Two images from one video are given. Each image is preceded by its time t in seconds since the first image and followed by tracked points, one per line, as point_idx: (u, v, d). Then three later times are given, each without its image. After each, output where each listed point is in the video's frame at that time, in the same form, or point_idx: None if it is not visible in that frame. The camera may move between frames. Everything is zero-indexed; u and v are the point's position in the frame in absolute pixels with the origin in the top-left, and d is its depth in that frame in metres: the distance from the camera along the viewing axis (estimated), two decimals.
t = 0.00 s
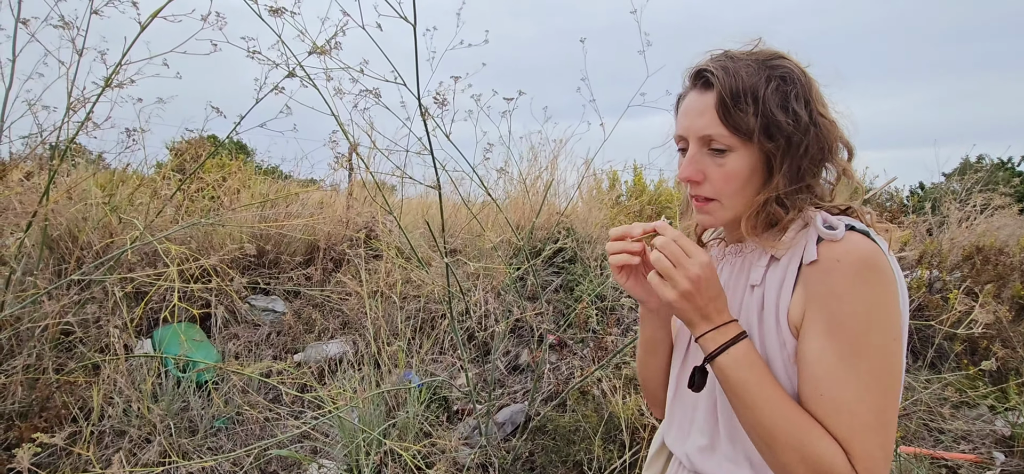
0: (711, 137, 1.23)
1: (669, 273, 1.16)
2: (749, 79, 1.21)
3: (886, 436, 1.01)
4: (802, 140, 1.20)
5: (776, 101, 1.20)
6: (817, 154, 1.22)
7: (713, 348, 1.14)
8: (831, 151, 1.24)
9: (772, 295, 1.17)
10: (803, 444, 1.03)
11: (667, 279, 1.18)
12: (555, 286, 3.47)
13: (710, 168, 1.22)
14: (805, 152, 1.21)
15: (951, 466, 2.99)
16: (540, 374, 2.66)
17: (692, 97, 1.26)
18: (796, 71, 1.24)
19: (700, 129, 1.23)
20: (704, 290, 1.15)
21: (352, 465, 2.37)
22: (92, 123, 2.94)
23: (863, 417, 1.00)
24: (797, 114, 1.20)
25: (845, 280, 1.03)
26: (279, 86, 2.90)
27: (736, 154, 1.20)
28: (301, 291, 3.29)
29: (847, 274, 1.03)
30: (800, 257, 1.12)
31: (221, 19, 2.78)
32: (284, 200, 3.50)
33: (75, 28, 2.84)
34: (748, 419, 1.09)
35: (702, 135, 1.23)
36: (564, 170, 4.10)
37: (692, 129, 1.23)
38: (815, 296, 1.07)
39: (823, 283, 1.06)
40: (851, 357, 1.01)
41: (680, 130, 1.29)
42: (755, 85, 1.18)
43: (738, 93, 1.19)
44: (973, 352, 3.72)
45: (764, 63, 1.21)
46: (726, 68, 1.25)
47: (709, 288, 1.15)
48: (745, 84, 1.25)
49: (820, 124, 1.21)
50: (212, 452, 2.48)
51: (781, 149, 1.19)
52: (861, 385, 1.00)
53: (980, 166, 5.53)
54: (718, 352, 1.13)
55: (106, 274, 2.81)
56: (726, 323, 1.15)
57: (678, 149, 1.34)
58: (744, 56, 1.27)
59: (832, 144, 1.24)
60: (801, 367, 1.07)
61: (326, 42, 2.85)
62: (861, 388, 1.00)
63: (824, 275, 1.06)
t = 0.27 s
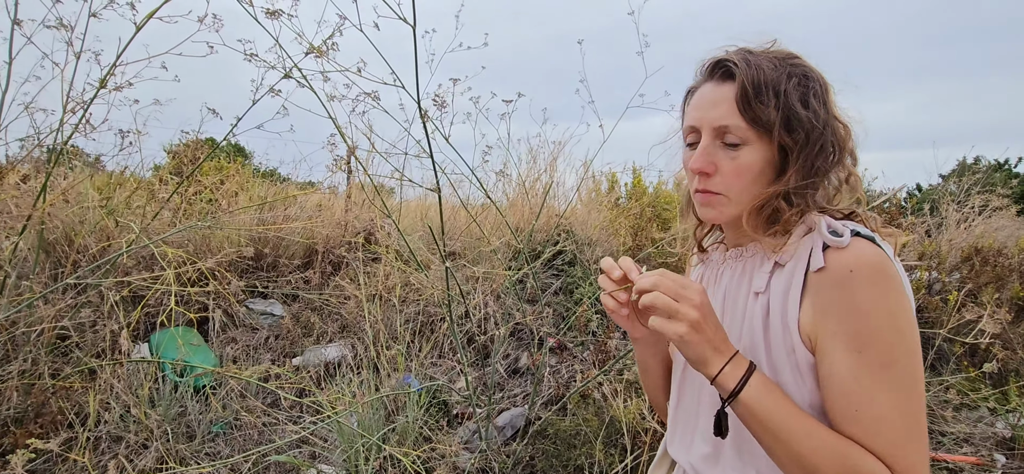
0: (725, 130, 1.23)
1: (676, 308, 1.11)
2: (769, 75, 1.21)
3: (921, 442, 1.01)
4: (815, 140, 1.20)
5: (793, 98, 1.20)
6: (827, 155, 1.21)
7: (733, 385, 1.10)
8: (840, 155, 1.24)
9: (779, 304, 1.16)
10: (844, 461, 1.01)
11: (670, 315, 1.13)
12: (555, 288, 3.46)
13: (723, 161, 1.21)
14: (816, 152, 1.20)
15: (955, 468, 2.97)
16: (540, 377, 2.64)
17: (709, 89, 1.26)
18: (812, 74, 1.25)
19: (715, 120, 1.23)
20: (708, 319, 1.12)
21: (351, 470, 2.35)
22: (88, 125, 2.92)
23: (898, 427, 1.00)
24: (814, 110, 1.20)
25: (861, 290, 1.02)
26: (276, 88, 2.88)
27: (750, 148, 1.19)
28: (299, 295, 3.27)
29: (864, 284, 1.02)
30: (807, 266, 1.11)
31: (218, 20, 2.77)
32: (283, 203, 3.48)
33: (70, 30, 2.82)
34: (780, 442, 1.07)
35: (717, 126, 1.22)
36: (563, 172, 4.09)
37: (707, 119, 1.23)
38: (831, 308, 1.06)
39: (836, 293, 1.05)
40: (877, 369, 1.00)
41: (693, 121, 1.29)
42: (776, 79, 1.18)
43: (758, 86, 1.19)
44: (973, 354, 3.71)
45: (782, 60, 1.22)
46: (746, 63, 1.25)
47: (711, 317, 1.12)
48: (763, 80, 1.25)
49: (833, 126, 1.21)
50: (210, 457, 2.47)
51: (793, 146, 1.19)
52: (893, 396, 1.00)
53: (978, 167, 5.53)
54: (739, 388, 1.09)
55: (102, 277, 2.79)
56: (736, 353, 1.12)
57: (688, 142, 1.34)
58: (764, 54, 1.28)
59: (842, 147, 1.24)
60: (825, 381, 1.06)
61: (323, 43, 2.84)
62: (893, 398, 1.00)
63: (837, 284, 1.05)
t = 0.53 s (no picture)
0: (749, 126, 1.23)
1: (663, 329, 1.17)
2: (790, 74, 1.23)
3: (938, 440, 1.02)
4: (833, 141, 1.23)
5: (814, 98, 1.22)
6: (844, 156, 1.24)
7: (738, 401, 1.11)
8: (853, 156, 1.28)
9: (785, 305, 1.16)
10: (863, 464, 1.03)
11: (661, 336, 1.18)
12: (553, 290, 3.46)
13: (747, 158, 1.20)
14: (835, 152, 1.23)
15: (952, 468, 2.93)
16: (539, 379, 2.63)
17: (730, 84, 1.25)
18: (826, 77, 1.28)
19: (741, 115, 1.22)
20: (699, 336, 1.14)
21: None
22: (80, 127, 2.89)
23: (916, 426, 1.01)
24: (835, 114, 1.24)
25: (867, 291, 1.03)
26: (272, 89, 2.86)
27: (776, 145, 1.19)
28: (295, 297, 3.24)
29: (871, 286, 1.02)
30: (811, 267, 1.12)
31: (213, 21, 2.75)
32: (278, 205, 3.46)
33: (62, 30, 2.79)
34: (793, 448, 1.08)
35: (741, 122, 1.22)
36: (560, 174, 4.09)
37: (735, 113, 1.22)
38: (839, 311, 1.07)
39: (842, 295, 1.06)
40: (889, 370, 1.01)
41: (713, 114, 1.26)
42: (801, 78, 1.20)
43: (784, 84, 1.20)
44: (968, 354, 3.73)
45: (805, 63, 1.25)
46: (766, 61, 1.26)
47: (702, 333, 1.15)
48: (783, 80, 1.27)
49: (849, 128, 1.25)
50: (205, 463, 2.44)
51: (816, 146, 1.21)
52: (907, 396, 1.01)
53: (970, 168, 5.57)
54: (745, 403, 1.10)
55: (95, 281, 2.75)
56: (736, 371, 1.12)
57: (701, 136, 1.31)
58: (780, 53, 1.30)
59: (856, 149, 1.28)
60: (838, 384, 1.07)
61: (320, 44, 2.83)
62: (907, 398, 1.01)
63: (843, 286, 1.06)
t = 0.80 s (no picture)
0: (760, 126, 1.25)
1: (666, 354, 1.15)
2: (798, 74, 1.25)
3: (955, 436, 1.02)
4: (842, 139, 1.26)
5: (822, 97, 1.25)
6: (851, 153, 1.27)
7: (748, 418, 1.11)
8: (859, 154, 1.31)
9: (792, 305, 1.17)
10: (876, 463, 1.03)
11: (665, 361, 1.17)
12: (549, 290, 3.45)
13: (760, 159, 1.22)
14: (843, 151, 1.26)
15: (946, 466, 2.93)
16: (536, 380, 2.62)
17: (740, 84, 1.26)
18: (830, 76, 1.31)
19: (753, 115, 1.24)
20: (703, 358, 1.13)
21: None
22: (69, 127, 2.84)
23: (931, 425, 1.01)
24: (844, 112, 1.27)
25: (876, 291, 1.03)
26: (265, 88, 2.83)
27: (788, 144, 1.21)
28: (289, 299, 3.21)
29: (879, 286, 1.02)
30: (818, 266, 1.12)
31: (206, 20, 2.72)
32: (271, 206, 3.42)
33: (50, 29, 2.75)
34: (805, 449, 1.08)
35: (754, 122, 1.23)
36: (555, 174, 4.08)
37: (746, 113, 1.23)
38: (848, 311, 1.07)
39: (850, 294, 1.06)
40: (901, 370, 1.01)
41: (723, 115, 1.28)
42: (811, 78, 1.22)
43: (794, 84, 1.22)
44: (959, 352, 3.75)
45: (812, 62, 1.27)
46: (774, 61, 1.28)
47: (706, 354, 1.14)
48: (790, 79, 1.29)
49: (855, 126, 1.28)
50: (197, 467, 2.42)
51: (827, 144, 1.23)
52: (920, 395, 1.01)
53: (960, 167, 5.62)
54: (756, 420, 1.10)
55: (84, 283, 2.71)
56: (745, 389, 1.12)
57: (710, 137, 1.32)
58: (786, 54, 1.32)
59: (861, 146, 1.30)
60: (850, 384, 1.08)
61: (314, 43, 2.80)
62: (920, 397, 1.01)
63: (851, 286, 1.06)
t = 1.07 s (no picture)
0: (766, 123, 1.26)
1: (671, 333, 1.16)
2: (802, 71, 1.27)
3: (952, 440, 1.02)
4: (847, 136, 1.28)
5: (826, 94, 1.27)
6: (856, 151, 1.29)
7: (745, 408, 1.11)
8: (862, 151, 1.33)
9: (796, 302, 1.17)
10: (870, 463, 1.03)
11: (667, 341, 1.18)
12: (542, 290, 3.44)
13: (768, 156, 1.23)
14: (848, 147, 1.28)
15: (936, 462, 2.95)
16: (531, 380, 2.61)
17: (746, 82, 1.28)
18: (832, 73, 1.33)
19: (759, 112, 1.25)
20: (706, 343, 1.14)
21: None
22: (54, 125, 2.79)
23: (928, 425, 1.01)
24: (849, 110, 1.28)
25: (879, 290, 1.03)
26: (256, 86, 2.80)
27: (795, 142, 1.23)
28: (280, 300, 3.17)
29: (882, 284, 1.02)
30: (823, 263, 1.12)
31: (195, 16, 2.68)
32: (262, 205, 3.39)
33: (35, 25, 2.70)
34: (802, 445, 1.08)
35: (761, 120, 1.24)
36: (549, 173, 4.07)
37: (753, 110, 1.25)
38: (850, 309, 1.07)
39: (854, 292, 1.06)
40: (901, 369, 1.01)
41: (730, 112, 1.29)
42: (816, 75, 1.24)
43: (800, 82, 1.24)
44: (948, 349, 3.79)
45: (817, 60, 1.29)
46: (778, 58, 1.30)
47: (710, 337, 1.15)
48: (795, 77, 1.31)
49: (858, 123, 1.30)
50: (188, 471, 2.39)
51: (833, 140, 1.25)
52: (919, 396, 1.01)
53: (946, 167, 5.69)
54: (751, 409, 1.10)
55: (70, 284, 2.66)
56: (744, 378, 1.13)
57: (716, 135, 1.33)
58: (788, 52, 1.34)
59: (865, 143, 1.32)
60: (850, 382, 1.08)
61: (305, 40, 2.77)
62: (919, 398, 1.01)
63: (854, 284, 1.06)
